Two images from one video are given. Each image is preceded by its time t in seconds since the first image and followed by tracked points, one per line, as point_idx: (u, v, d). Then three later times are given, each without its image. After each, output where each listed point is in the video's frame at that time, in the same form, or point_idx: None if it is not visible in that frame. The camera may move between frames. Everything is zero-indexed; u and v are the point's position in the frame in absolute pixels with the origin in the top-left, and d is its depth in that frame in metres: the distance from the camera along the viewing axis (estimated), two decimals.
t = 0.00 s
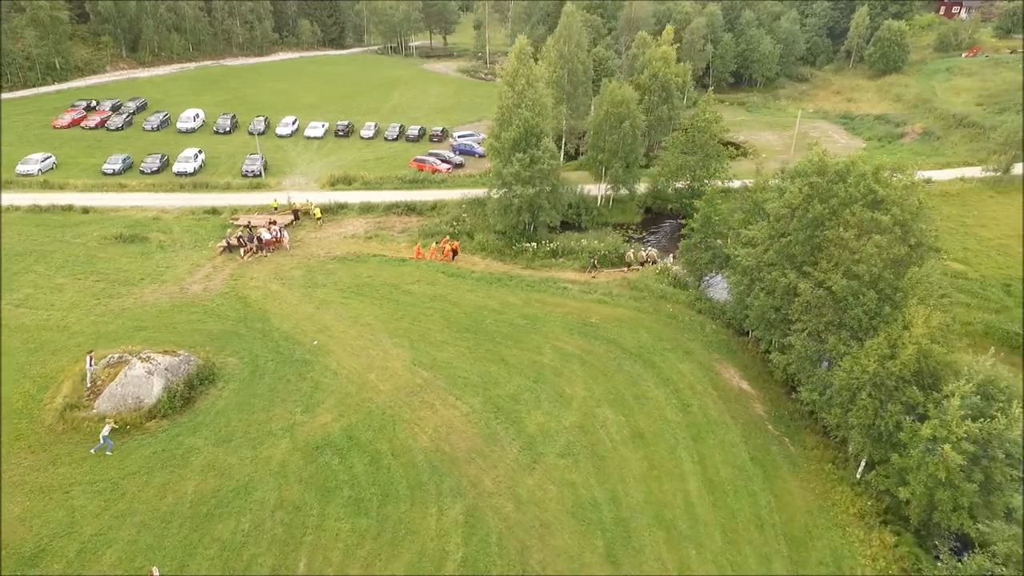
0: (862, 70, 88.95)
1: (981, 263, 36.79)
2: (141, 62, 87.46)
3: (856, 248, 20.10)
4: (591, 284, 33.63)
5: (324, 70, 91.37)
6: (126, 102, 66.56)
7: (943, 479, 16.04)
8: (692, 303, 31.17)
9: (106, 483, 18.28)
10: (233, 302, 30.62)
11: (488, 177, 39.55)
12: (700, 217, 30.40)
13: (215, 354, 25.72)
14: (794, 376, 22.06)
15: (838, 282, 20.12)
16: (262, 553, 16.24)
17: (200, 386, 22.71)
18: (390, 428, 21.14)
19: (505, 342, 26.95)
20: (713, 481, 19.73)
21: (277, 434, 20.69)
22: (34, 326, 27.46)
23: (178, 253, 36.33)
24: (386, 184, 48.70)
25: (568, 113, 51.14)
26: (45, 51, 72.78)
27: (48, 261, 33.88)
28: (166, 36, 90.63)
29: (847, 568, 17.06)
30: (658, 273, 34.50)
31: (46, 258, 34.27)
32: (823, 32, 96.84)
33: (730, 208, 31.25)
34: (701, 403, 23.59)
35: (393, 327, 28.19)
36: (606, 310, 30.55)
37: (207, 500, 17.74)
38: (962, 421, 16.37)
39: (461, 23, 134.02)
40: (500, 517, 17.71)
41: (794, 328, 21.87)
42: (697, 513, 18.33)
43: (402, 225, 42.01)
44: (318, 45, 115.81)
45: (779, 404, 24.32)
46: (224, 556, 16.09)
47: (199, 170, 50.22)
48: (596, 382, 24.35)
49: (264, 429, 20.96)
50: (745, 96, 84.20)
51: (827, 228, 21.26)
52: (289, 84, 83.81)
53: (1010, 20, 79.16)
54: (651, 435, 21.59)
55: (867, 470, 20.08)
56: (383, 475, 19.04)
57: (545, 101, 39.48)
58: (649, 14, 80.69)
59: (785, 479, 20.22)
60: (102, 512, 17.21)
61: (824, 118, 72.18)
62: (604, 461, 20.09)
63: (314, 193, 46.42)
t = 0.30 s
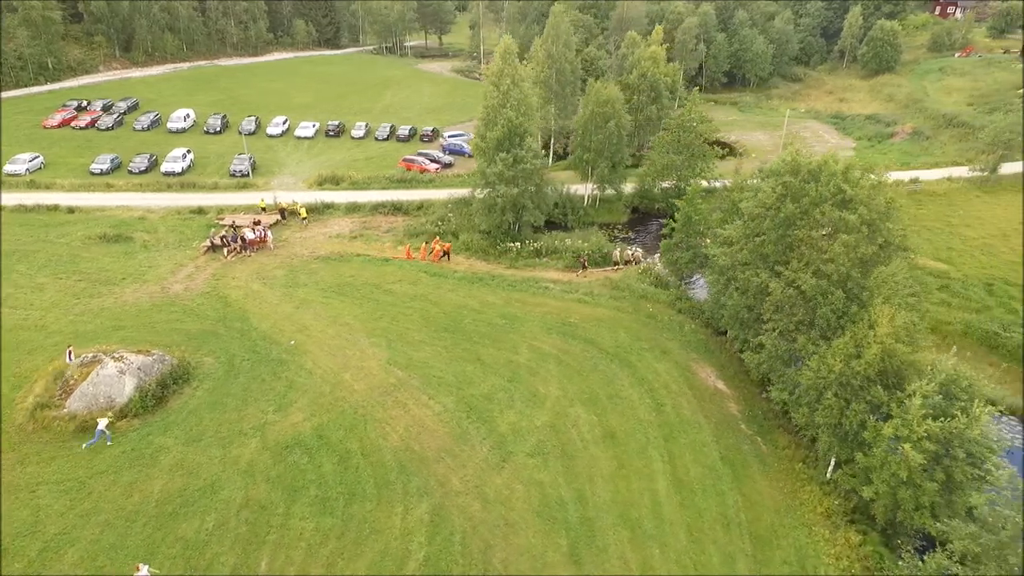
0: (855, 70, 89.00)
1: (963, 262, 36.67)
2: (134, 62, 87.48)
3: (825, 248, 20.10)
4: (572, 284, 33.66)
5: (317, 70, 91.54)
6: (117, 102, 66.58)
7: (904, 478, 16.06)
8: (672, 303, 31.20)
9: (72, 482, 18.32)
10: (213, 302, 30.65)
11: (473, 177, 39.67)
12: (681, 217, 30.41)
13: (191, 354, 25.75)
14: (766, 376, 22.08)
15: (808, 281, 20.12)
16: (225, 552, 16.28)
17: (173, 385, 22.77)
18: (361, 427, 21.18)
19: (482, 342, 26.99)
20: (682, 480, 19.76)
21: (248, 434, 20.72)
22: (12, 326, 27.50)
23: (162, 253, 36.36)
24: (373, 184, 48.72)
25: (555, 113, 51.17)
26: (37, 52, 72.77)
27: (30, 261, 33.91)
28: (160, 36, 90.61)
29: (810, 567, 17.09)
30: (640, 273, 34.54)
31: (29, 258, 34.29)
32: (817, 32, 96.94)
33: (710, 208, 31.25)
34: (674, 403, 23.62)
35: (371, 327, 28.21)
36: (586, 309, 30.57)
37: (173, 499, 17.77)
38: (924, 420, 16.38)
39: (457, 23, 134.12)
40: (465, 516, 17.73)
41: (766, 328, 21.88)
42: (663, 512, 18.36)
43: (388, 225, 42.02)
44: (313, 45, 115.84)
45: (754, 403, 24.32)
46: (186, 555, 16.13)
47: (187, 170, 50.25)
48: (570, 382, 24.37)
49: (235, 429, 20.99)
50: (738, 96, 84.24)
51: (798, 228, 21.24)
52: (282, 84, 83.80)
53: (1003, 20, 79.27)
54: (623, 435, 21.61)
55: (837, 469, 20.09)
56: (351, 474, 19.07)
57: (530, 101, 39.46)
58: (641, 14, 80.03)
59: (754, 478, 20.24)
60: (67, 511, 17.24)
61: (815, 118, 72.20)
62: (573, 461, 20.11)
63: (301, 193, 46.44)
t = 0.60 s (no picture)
0: (848, 70, 89.01)
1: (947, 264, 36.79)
2: (128, 62, 87.53)
3: (793, 248, 20.09)
4: (554, 284, 33.68)
5: (311, 70, 91.47)
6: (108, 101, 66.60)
7: (864, 478, 16.06)
8: (652, 302, 31.22)
9: (38, 481, 18.36)
10: (193, 301, 30.69)
11: (456, 177, 39.74)
12: (661, 217, 30.49)
13: (167, 354, 25.78)
14: (737, 375, 22.08)
15: (776, 281, 20.12)
16: (185, 551, 16.32)
17: (146, 385, 22.83)
18: (331, 427, 21.22)
19: (458, 342, 27.03)
20: (649, 480, 19.79)
21: (217, 433, 20.75)
22: None
23: (145, 252, 36.40)
24: (360, 184, 48.74)
25: (543, 113, 51.19)
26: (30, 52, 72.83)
27: (12, 260, 33.96)
28: (153, 36, 90.67)
29: (772, 566, 17.10)
30: (622, 273, 34.54)
31: (11, 258, 34.33)
32: (811, 32, 96.92)
33: (690, 208, 31.28)
34: (647, 403, 23.64)
35: (349, 327, 28.22)
36: (565, 309, 30.59)
37: (137, 498, 17.81)
38: (885, 419, 16.38)
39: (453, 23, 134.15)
40: (430, 515, 17.76)
41: (737, 327, 21.87)
42: (628, 512, 18.38)
43: (373, 225, 42.03)
44: (308, 45, 115.84)
45: (728, 403, 24.33)
46: (147, 554, 16.17)
47: (175, 170, 50.29)
48: (544, 381, 24.41)
49: (205, 427, 21.01)
50: (731, 96, 84.23)
51: (768, 227, 21.23)
52: (275, 84, 83.83)
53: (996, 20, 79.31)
54: (593, 434, 21.63)
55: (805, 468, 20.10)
56: (318, 473, 19.12)
57: (515, 101, 39.41)
58: (634, 14, 79.84)
59: (722, 478, 20.25)
60: (31, 510, 17.28)
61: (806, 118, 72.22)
62: (541, 460, 20.14)
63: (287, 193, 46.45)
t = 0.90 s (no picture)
0: (841, 70, 88.97)
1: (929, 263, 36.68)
2: (121, 62, 87.57)
3: (761, 247, 20.10)
4: (534, 284, 33.69)
5: (305, 70, 91.42)
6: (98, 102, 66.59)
7: (824, 477, 16.06)
8: (631, 302, 31.20)
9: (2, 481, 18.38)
10: (171, 301, 30.69)
11: (439, 177, 39.73)
12: (640, 217, 30.49)
13: (142, 354, 25.78)
14: (708, 375, 22.08)
15: (743, 281, 20.13)
16: (145, 550, 16.34)
17: (117, 384, 22.84)
18: (299, 427, 21.24)
19: (434, 342, 27.06)
20: (615, 479, 19.79)
21: (185, 432, 20.77)
22: None
23: (127, 252, 36.41)
24: (347, 184, 48.75)
25: (531, 113, 51.18)
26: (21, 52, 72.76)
27: None
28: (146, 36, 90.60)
29: (734, 567, 17.10)
30: (603, 273, 34.54)
31: None
32: (804, 32, 96.93)
33: (669, 208, 31.28)
34: (619, 403, 23.64)
35: (326, 327, 28.22)
36: (543, 309, 30.57)
37: (100, 497, 17.82)
38: (844, 419, 16.39)
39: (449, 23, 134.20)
40: (392, 515, 17.78)
41: (707, 327, 21.89)
42: (592, 511, 18.38)
43: (358, 225, 42.04)
44: (303, 45, 115.81)
45: (701, 402, 24.30)
46: (105, 553, 16.19)
47: (163, 170, 50.30)
48: (517, 381, 24.41)
49: (174, 427, 21.03)
50: (723, 96, 84.24)
51: (737, 227, 21.25)
52: (268, 83, 83.79)
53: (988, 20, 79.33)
54: (563, 434, 21.62)
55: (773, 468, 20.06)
56: (283, 473, 19.15)
57: (499, 100, 39.36)
58: (626, 14, 79.72)
59: (690, 478, 20.24)
60: None
61: (797, 118, 72.21)
62: (508, 460, 20.14)
63: (273, 193, 46.44)
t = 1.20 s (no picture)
0: (833, 70, 88.92)
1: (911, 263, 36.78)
2: (113, 62, 87.50)
3: (727, 247, 20.11)
4: (514, 284, 33.68)
5: (298, 70, 91.29)
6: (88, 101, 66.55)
7: (781, 476, 16.06)
8: (609, 301, 31.16)
9: None
10: (149, 300, 30.69)
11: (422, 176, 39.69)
12: (618, 216, 30.48)
13: (115, 353, 25.78)
14: (677, 374, 22.07)
15: (709, 281, 20.11)
16: (102, 550, 16.34)
17: (87, 383, 22.87)
18: (267, 426, 21.24)
19: (409, 341, 27.07)
20: (581, 478, 19.80)
21: (152, 432, 20.77)
22: None
23: (108, 252, 36.40)
24: (333, 184, 48.72)
25: (518, 112, 51.15)
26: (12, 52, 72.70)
27: None
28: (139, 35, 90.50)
29: (694, 566, 17.12)
30: (583, 273, 34.51)
31: None
32: (798, 32, 96.89)
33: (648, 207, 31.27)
34: (590, 402, 23.64)
35: (301, 326, 28.22)
36: (521, 308, 30.53)
37: (62, 496, 17.83)
38: (803, 418, 16.40)
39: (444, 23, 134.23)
40: (354, 514, 17.79)
41: (676, 326, 21.90)
42: (555, 511, 18.37)
43: (342, 224, 42.04)
44: (297, 45, 115.78)
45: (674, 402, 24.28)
46: (63, 552, 16.20)
47: (149, 170, 50.28)
48: (489, 381, 24.41)
49: (142, 426, 21.03)
50: (715, 96, 84.23)
51: (705, 226, 21.26)
52: (260, 83, 83.75)
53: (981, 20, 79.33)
54: (532, 433, 21.63)
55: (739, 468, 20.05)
56: (247, 472, 19.15)
57: (482, 100, 39.32)
58: (618, 14, 79.73)
59: (657, 477, 20.23)
60: None
61: (788, 118, 72.20)
62: (474, 459, 20.14)
63: (259, 193, 46.41)
